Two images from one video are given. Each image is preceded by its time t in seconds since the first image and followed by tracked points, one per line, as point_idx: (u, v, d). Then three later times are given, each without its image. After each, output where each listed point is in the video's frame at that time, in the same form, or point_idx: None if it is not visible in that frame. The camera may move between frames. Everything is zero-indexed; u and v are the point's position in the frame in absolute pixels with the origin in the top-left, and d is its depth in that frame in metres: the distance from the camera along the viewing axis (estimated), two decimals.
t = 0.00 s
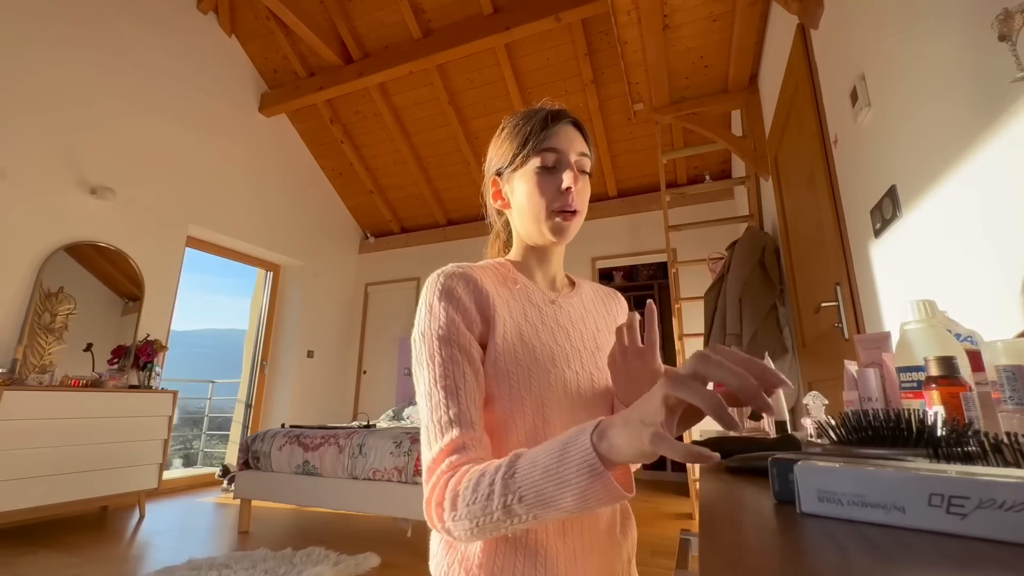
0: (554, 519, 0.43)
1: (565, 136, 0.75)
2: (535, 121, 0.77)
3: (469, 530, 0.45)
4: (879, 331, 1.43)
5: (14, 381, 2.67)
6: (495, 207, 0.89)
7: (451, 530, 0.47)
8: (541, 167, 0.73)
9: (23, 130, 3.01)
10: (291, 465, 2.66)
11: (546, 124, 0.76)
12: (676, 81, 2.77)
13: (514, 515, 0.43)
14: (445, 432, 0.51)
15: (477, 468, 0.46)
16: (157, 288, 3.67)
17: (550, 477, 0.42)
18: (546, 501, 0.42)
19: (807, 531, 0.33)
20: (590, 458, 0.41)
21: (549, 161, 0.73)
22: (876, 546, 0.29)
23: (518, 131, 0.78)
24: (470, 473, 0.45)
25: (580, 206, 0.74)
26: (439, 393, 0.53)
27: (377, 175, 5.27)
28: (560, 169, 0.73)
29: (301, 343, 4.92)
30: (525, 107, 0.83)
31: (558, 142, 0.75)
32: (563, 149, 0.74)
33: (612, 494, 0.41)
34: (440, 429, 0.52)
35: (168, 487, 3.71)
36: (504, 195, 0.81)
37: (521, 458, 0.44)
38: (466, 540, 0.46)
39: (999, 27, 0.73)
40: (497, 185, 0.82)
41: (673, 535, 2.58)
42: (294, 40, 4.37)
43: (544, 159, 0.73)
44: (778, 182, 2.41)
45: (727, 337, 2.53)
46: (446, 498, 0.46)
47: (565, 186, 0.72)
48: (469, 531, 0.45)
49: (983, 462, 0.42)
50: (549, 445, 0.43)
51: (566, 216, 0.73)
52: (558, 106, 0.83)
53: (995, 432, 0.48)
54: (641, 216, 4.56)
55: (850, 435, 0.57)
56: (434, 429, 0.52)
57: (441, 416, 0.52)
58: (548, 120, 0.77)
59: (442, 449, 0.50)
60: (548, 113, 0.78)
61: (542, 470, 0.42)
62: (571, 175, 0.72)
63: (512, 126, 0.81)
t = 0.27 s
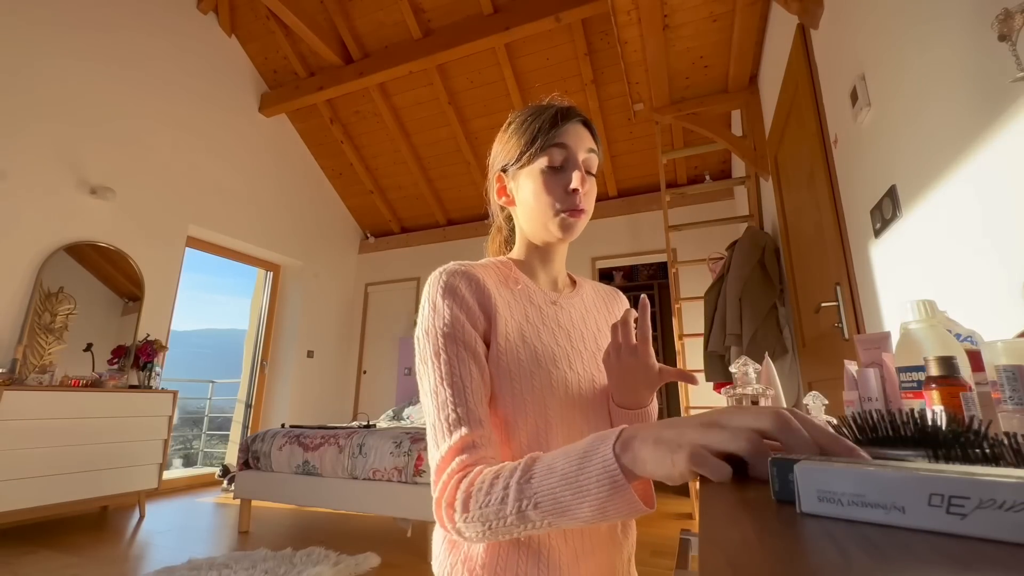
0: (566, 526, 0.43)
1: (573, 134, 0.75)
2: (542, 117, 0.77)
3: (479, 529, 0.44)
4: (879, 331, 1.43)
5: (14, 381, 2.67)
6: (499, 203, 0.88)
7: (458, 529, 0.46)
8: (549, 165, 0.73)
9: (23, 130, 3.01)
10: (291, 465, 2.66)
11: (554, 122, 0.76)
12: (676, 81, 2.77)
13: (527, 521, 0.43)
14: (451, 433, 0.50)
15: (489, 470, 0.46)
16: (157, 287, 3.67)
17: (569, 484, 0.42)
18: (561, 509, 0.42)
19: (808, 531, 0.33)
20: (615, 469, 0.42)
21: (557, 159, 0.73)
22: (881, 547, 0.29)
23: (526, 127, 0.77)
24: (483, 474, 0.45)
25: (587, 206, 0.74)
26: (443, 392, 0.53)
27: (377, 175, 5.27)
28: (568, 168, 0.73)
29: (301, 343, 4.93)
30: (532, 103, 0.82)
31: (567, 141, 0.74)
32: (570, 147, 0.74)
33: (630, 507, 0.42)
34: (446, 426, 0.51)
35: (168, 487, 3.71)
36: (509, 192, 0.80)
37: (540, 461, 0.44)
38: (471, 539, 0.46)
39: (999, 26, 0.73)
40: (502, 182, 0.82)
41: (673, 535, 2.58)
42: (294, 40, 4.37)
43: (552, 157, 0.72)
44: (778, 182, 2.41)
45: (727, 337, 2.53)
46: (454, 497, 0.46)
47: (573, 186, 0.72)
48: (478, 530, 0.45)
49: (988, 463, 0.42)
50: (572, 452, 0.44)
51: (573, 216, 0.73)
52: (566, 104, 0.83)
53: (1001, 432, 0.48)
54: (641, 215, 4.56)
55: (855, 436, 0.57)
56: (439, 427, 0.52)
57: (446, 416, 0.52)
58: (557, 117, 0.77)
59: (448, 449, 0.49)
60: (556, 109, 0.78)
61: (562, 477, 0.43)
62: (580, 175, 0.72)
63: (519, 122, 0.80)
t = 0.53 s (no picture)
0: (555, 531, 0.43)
1: (555, 141, 0.75)
2: (527, 128, 0.78)
3: (473, 526, 0.45)
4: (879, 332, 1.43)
5: (14, 381, 2.67)
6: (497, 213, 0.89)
7: (454, 526, 0.47)
8: (531, 172, 0.73)
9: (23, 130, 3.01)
10: (291, 465, 2.66)
11: (537, 131, 0.77)
12: (676, 81, 2.77)
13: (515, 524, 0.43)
14: (449, 430, 0.51)
15: (483, 469, 0.46)
16: (157, 287, 3.67)
17: (558, 491, 0.42)
18: (550, 516, 0.42)
19: (808, 531, 0.33)
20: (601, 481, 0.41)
21: (540, 167, 0.73)
22: (881, 546, 0.29)
23: (513, 138, 0.79)
24: (475, 475, 0.45)
25: (573, 210, 0.73)
26: (441, 390, 0.53)
27: (377, 175, 5.27)
28: (550, 174, 0.73)
29: (301, 343, 4.93)
30: (519, 117, 0.84)
31: (548, 148, 0.75)
32: (552, 154, 0.74)
33: (616, 521, 0.41)
34: (443, 425, 0.52)
35: (168, 487, 3.71)
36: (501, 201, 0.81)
37: (530, 466, 0.44)
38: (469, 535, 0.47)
39: (999, 27, 0.73)
40: (496, 191, 0.83)
41: (673, 534, 2.58)
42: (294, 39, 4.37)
43: (534, 164, 0.73)
44: (778, 182, 2.41)
45: (727, 337, 2.53)
46: (451, 495, 0.46)
47: (554, 192, 0.71)
48: (474, 528, 0.45)
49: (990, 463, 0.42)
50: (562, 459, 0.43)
51: (557, 220, 0.72)
52: (555, 113, 0.83)
53: (1002, 433, 0.48)
54: (641, 216, 4.56)
55: (857, 435, 0.57)
56: (436, 426, 0.52)
57: (444, 415, 0.52)
58: (540, 127, 0.77)
59: (444, 447, 0.50)
60: (541, 119, 0.79)
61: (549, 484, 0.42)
62: (560, 179, 0.72)
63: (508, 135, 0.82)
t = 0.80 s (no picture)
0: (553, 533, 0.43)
1: (545, 138, 0.75)
2: (515, 128, 0.78)
3: (472, 527, 0.45)
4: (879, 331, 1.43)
5: (14, 381, 2.67)
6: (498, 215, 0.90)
7: (453, 527, 0.47)
8: (521, 172, 0.73)
9: (23, 130, 3.01)
10: (291, 465, 2.66)
11: (524, 130, 0.77)
12: (676, 81, 2.77)
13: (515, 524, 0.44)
14: (447, 431, 0.51)
15: (480, 471, 0.46)
16: (157, 287, 3.67)
17: (557, 495, 0.42)
18: (549, 519, 0.42)
19: (808, 531, 0.33)
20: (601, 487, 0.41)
21: (526, 168, 0.73)
22: (882, 547, 0.29)
23: (501, 140, 0.79)
24: (475, 477, 0.45)
25: (564, 207, 0.73)
26: (439, 390, 0.53)
27: (377, 175, 5.27)
28: (539, 173, 0.73)
29: (301, 343, 4.92)
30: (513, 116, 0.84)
31: (538, 146, 0.75)
32: (543, 152, 0.74)
33: (614, 525, 0.42)
34: (440, 427, 0.52)
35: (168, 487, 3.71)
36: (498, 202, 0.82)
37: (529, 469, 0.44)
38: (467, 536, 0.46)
39: (999, 27, 0.73)
40: (493, 193, 0.84)
41: (673, 535, 2.58)
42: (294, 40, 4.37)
43: (524, 164, 0.73)
44: (778, 182, 2.41)
45: (727, 337, 2.53)
46: (449, 497, 0.46)
47: (542, 190, 0.71)
48: (472, 529, 0.45)
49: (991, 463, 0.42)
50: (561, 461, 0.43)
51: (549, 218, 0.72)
52: (547, 109, 0.83)
53: (1003, 433, 0.48)
54: (641, 216, 4.56)
55: (858, 435, 0.57)
56: (434, 427, 0.52)
57: (441, 417, 0.52)
58: (531, 125, 0.77)
59: (443, 449, 0.49)
60: (528, 117, 0.78)
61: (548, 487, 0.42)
62: (549, 176, 0.72)
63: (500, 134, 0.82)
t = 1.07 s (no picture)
0: (568, 500, 0.42)
1: (561, 141, 0.75)
2: (529, 126, 0.77)
3: (478, 519, 0.43)
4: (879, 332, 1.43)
5: (14, 381, 2.67)
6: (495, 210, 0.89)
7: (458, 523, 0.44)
8: (536, 172, 0.72)
9: (23, 130, 3.01)
10: (291, 465, 2.66)
11: (543, 130, 0.76)
12: (676, 81, 2.77)
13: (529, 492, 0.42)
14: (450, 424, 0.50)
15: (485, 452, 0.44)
16: (157, 287, 3.67)
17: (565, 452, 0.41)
18: (561, 480, 0.40)
19: (808, 531, 0.33)
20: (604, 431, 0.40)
21: (545, 167, 0.73)
22: (880, 547, 0.29)
23: (515, 137, 0.78)
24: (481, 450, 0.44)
25: (574, 212, 0.73)
26: (444, 384, 0.53)
27: (377, 175, 5.27)
28: (555, 176, 0.73)
29: (301, 343, 4.93)
30: (522, 112, 0.83)
31: (554, 148, 0.74)
32: (558, 155, 0.74)
33: (624, 466, 0.40)
34: (446, 420, 0.51)
35: (168, 487, 3.71)
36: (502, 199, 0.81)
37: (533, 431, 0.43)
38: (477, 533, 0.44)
39: (999, 27, 0.73)
40: (495, 189, 0.82)
41: (673, 535, 2.58)
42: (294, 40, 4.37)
43: (540, 164, 0.72)
44: (778, 182, 2.41)
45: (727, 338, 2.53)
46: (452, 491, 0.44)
47: (560, 194, 0.71)
48: (480, 523, 0.43)
49: (992, 463, 0.41)
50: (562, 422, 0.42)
51: (560, 222, 0.72)
52: (557, 112, 0.83)
53: (1002, 433, 0.47)
54: (641, 216, 4.56)
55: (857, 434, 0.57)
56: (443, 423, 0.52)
57: (446, 409, 0.51)
58: (546, 125, 0.77)
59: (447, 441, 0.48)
60: (546, 119, 0.78)
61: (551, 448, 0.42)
62: (567, 181, 0.72)
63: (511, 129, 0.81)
